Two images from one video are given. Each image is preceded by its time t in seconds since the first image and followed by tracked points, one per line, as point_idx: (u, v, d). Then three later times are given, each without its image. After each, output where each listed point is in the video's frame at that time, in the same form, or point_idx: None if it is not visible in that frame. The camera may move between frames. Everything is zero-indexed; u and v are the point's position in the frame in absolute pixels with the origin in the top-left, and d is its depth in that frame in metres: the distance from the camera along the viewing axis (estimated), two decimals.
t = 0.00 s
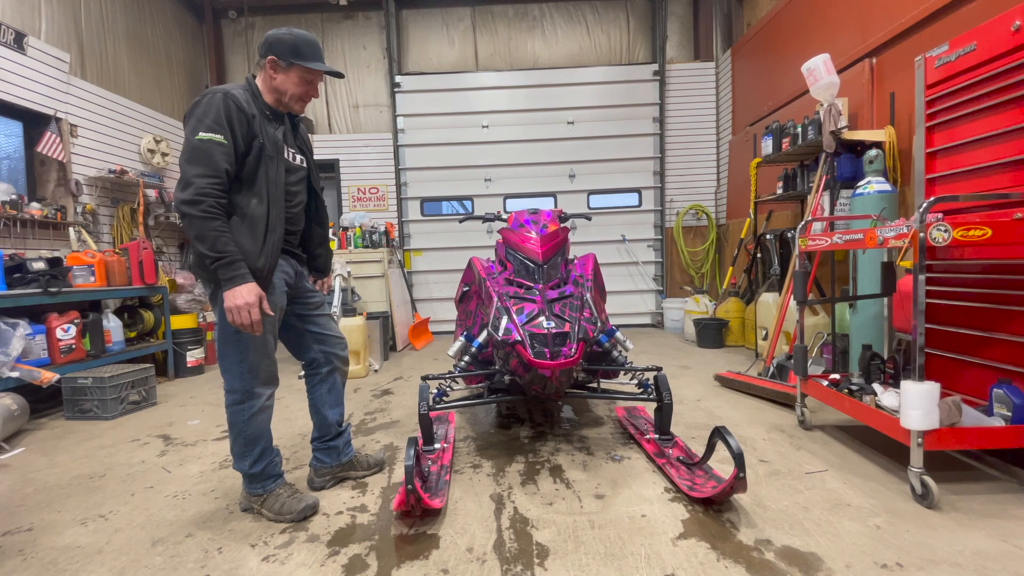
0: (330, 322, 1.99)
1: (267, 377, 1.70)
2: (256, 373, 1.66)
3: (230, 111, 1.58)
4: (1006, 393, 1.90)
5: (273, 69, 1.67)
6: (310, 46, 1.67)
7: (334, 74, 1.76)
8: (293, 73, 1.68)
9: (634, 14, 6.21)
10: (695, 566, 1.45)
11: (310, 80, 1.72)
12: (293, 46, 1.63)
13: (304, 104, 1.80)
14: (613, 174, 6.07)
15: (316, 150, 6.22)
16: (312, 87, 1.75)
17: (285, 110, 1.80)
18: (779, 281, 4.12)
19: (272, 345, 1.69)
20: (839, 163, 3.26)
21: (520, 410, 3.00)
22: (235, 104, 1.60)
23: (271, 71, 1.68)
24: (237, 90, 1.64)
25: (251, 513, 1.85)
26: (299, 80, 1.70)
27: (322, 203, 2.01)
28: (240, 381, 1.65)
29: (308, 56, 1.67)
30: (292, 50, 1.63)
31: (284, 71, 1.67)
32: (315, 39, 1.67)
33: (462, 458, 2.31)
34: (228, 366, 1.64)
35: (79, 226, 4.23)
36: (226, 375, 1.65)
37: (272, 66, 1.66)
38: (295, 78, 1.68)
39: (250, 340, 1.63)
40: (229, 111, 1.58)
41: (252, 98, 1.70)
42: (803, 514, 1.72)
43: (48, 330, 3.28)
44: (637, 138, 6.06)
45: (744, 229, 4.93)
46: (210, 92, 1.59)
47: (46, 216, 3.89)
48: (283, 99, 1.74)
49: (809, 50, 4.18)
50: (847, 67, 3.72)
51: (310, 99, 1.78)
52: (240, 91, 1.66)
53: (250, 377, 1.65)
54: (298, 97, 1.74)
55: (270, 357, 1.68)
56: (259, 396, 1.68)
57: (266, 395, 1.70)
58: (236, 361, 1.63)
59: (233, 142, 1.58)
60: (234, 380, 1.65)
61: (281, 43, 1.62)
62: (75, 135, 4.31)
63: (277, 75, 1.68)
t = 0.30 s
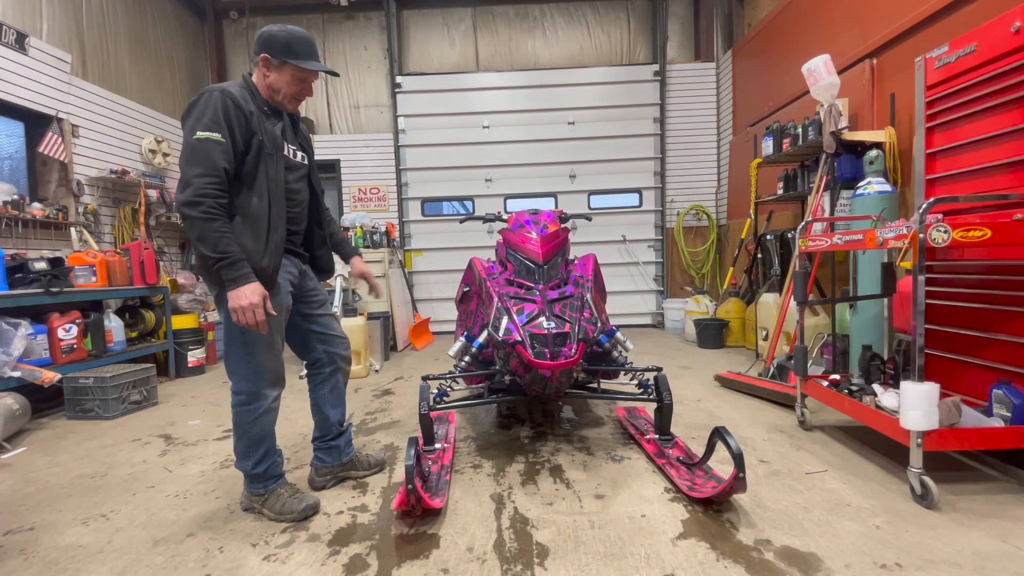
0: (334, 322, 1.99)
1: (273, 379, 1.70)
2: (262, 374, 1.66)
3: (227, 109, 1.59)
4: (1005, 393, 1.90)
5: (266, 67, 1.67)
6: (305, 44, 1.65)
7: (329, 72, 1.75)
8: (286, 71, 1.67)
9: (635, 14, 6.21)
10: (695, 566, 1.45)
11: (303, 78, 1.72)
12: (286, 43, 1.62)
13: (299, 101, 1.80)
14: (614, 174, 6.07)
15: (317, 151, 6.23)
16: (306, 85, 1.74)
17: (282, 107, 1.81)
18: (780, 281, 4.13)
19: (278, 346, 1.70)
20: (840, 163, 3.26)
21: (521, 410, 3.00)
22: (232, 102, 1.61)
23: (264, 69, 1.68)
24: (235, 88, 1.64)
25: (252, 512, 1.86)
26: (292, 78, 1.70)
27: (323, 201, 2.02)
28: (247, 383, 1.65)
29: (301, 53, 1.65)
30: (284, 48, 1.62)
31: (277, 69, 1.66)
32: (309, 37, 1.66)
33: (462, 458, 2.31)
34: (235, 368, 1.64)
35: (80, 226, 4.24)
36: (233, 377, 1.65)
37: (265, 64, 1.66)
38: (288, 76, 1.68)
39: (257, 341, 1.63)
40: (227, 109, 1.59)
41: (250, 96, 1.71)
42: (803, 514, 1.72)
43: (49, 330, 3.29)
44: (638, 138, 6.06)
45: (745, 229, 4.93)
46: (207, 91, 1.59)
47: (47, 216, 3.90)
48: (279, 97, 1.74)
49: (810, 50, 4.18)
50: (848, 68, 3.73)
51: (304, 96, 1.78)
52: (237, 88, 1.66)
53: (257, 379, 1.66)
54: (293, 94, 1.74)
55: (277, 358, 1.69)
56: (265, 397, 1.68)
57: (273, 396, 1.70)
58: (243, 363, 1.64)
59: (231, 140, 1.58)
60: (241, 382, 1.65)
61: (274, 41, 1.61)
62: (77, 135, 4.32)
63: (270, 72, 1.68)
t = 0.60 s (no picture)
0: (339, 318, 1.99)
1: (276, 380, 1.71)
2: (264, 375, 1.67)
3: (223, 107, 1.59)
4: (1004, 394, 1.91)
5: (264, 66, 1.68)
6: (301, 41, 1.66)
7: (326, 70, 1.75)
8: (283, 69, 1.68)
9: (636, 15, 6.22)
10: (694, 566, 1.46)
11: (301, 77, 1.72)
12: (282, 41, 1.63)
13: (297, 99, 1.81)
14: (614, 174, 6.08)
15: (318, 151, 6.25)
16: (304, 83, 1.75)
17: (281, 105, 1.82)
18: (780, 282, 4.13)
19: (279, 346, 1.71)
20: (840, 164, 3.26)
21: (521, 410, 3.01)
22: (228, 100, 1.61)
23: (262, 68, 1.70)
24: (230, 86, 1.65)
25: (253, 512, 1.87)
26: (289, 77, 1.70)
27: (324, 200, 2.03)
28: (249, 385, 1.66)
29: (298, 52, 1.66)
30: (281, 46, 1.63)
31: (274, 67, 1.67)
32: (306, 34, 1.66)
33: (463, 457, 2.32)
34: (237, 369, 1.66)
35: (82, 226, 4.26)
36: (236, 378, 1.66)
37: (262, 63, 1.67)
38: (285, 74, 1.69)
39: (258, 342, 1.65)
40: (222, 107, 1.59)
41: (247, 94, 1.72)
42: (802, 514, 1.73)
43: (51, 329, 3.30)
44: (638, 139, 6.07)
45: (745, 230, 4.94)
46: (203, 90, 1.60)
47: (49, 216, 3.91)
48: (276, 96, 1.75)
49: (810, 51, 4.19)
50: (847, 69, 3.73)
51: (303, 95, 1.78)
52: (234, 87, 1.67)
53: (260, 381, 1.67)
54: (291, 94, 1.75)
55: (279, 359, 1.70)
56: (268, 399, 1.69)
57: (275, 397, 1.71)
58: (244, 363, 1.65)
59: (226, 138, 1.59)
60: (244, 384, 1.66)
61: (271, 39, 1.61)
62: (78, 135, 4.34)
63: (267, 71, 1.69)
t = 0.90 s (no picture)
0: (346, 306, 1.96)
1: (272, 381, 1.71)
2: (261, 377, 1.68)
3: (217, 107, 1.59)
4: (1004, 394, 1.91)
5: (261, 66, 1.68)
6: (298, 40, 1.64)
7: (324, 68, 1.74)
8: (280, 69, 1.67)
9: (636, 15, 6.22)
10: (694, 565, 1.46)
11: (299, 76, 1.71)
12: (280, 40, 1.61)
13: (296, 99, 1.79)
14: (615, 175, 6.09)
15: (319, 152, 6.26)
16: (302, 83, 1.74)
17: (280, 107, 1.81)
18: (780, 282, 4.14)
19: (273, 348, 1.70)
20: (840, 165, 3.27)
21: (521, 410, 3.01)
22: (223, 100, 1.61)
23: (259, 68, 1.70)
24: (226, 86, 1.66)
25: (254, 511, 1.87)
26: (287, 76, 1.69)
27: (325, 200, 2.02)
28: (245, 386, 1.67)
29: (296, 51, 1.64)
30: (278, 45, 1.62)
31: (271, 67, 1.67)
32: (304, 33, 1.65)
33: (464, 457, 2.32)
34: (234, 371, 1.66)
35: (83, 226, 4.27)
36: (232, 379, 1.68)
37: (259, 62, 1.67)
38: (283, 74, 1.68)
39: (251, 344, 1.65)
40: (216, 108, 1.59)
41: (244, 95, 1.72)
42: (801, 514, 1.73)
43: (52, 329, 3.30)
44: (639, 139, 6.07)
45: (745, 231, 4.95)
46: (199, 91, 1.61)
47: (51, 216, 3.92)
48: (274, 96, 1.75)
49: (810, 52, 4.19)
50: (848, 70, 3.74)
51: (302, 95, 1.77)
52: (230, 88, 1.67)
53: (255, 382, 1.67)
54: (289, 93, 1.74)
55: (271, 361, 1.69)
56: (264, 399, 1.70)
57: (272, 398, 1.71)
58: (239, 367, 1.66)
59: (219, 139, 1.59)
60: (240, 385, 1.67)
61: (268, 38, 1.61)
62: (80, 136, 4.35)
63: (265, 71, 1.69)
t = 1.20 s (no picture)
0: (322, 316, 1.74)
1: (262, 381, 1.64)
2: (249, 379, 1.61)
3: (214, 107, 1.53)
4: (1005, 394, 1.91)
5: (265, 66, 1.57)
6: (304, 41, 1.54)
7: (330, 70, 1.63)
8: (284, 70, 1.56)
9: (636, 15, 6.22)
10: (694, 565, 1.46)
11: (304, 78, 1.60)
12: (284, 41, 1.51)
13: (301, 101, 1.68)
14: (615, 174, 6.09)
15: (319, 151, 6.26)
16: (307, 85, 1.62)
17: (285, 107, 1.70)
18: (780, 282, 4.13)
19: (260, 349, 1.62)
20: (840, 165, 3.27)
21: (522, 410, 3.01)
22: (220, 99, 1.54)
23: (263, 68, 1.58)
24: (227, 86, 1.59)
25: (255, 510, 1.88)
26: (291, 77, 1.58)
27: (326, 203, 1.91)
28: (234, 386, 1.61)
29: (302, 52, 1.54)
30: (283, 46, 1.51)
31: (275, 68, 1.56)
32: (310, 34, 1.55)
33: (465, 457, 2.33)
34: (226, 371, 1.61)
35: (84, 226, 4.27)
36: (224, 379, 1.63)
37: (264, 63, 1.56)
38: (286, 75, 1.57)
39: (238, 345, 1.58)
40: (213, 108, 1.53)
41: (247, 94, 1.63)
42: (802, 514, 1.73)
43: (54, 328, 3.30)
44: (639, 139, 6.07)
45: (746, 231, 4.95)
46: (199, 90, 1.55)
47: (52, 216, 3.92)
48: (278, 97, 1.63)
49: (811, 52, 4.19)
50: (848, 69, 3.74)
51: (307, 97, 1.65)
52: (232, 87, 1.60)
53: (243, 382, 1.61)
54: (294, 95, 1.62)
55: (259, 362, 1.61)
56: (254, 400, 1.63)
57: (262, 398, 1.65)
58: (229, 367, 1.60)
59: (215, 139, 1.52)
60: (229, 386, 1.62)
61: (273, 38, 1.51)
62: (80, 135, 4.35)
63: (268, 72, 1.58)
